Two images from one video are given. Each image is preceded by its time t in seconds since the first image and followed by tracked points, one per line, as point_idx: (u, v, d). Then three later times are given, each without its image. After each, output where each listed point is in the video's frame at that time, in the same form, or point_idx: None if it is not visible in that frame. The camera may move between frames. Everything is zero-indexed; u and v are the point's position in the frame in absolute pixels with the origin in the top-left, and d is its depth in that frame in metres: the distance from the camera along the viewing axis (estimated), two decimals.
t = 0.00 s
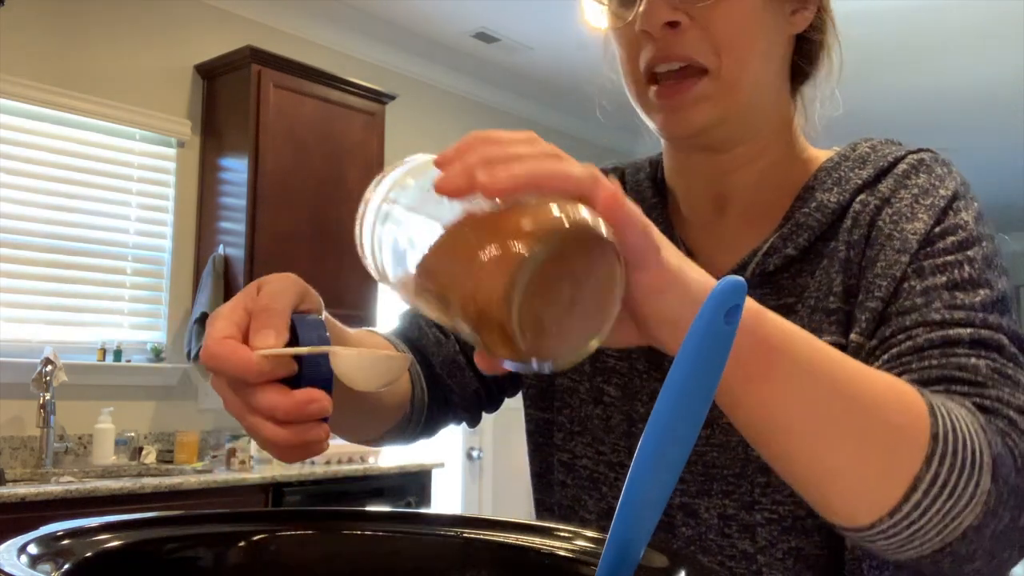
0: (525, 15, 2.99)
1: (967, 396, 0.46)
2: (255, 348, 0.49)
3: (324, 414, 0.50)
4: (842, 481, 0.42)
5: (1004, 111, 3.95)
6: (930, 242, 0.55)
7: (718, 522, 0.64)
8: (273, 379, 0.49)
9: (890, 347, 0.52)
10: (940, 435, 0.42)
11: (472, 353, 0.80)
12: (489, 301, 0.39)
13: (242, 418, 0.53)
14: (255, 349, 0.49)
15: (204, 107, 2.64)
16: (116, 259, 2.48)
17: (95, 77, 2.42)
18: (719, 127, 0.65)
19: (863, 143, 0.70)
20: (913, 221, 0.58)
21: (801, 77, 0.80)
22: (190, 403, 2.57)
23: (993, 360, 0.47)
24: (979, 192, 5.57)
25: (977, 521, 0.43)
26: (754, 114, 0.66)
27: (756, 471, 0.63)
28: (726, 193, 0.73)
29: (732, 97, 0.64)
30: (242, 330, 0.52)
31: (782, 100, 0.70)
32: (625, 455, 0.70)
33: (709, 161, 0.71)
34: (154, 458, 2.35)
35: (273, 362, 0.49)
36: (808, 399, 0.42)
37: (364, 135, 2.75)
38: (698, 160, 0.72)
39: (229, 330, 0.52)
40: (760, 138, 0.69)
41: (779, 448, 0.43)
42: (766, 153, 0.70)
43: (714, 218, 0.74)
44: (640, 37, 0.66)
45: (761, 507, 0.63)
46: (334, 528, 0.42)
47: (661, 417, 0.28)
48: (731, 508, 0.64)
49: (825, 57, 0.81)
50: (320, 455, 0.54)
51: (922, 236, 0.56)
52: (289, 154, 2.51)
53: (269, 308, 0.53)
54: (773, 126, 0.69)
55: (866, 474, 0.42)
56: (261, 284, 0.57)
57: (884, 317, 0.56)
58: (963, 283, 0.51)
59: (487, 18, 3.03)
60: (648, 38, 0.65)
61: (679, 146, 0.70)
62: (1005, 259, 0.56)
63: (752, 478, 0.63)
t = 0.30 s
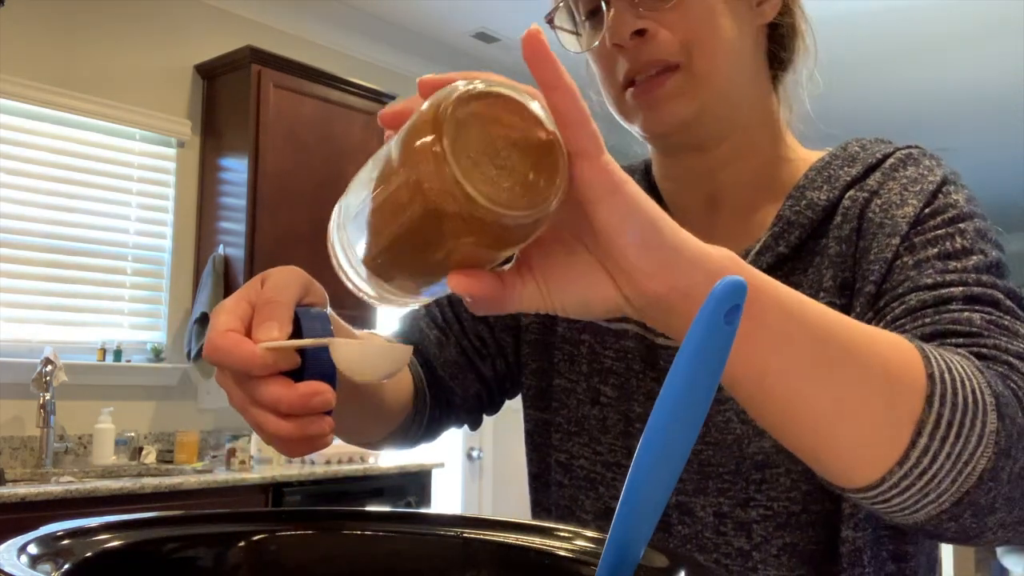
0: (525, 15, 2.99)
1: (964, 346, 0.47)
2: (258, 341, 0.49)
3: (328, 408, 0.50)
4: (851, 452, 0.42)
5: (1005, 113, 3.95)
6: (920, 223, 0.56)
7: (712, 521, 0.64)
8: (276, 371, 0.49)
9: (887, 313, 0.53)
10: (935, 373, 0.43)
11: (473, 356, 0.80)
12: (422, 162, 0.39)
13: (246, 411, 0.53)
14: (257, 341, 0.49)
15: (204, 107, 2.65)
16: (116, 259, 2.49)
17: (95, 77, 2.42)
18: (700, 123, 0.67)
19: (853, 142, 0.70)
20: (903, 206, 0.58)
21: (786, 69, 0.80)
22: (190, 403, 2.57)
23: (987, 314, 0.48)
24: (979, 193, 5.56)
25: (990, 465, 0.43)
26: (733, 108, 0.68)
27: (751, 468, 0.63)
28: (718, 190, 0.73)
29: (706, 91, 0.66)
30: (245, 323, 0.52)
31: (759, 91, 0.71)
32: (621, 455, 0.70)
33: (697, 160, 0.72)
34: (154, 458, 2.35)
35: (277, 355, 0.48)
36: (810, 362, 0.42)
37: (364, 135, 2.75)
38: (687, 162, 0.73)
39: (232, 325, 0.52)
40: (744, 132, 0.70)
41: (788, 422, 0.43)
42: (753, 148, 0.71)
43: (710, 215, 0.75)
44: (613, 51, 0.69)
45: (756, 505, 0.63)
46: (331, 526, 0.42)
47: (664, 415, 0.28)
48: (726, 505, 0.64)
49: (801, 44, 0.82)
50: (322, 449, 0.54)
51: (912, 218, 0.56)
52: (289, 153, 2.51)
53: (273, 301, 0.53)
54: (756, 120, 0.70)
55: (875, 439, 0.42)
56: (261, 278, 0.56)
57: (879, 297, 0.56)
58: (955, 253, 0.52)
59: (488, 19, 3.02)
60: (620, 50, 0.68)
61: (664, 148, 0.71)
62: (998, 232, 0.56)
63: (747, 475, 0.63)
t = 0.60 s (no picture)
0: (525, 15, 2.99)
1: (957, 348, 0.47)
2: (256, 349, 0.49)
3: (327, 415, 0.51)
4: (848, 450, 0.42)
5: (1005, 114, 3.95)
6: (912, 223, 0.56)
7: (707, 521, 0.64)
8: (275, 380, 0.50)
9: (880, 314, 0.53)
10: (931, 384, 0.43)
11: (469, 359, 0.80)
12: (405, 206, 0.38)
13: (244, 418, 0.53)
14: (256, 351, 0.49)
15: (204, 106, 2.64)
16: (116, 259, 2.49)
17: (95, 77, 2.42)
18: (687, 123, 0.67)
19: (844, 142, 0.70)
20: (896, 206, 0.58)
21: (775, 68, 0.81)
22: (189, 403, 2.57)
23: (981, 315, 0.48)
24: (979, 194, 5.57)
25: (985, 467, 0.43)
26: (721, 108, 0.68)
27: (745, 468, 0.63)
28: (708, 191, 0.73)
29: (692, 91, 0.66)
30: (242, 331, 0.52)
31: (750, 91, 0.71)
32: (616, 457, 0.70)
33: (687, 161, 0.72)
34: (154, 458, 2.35)
35: (274, 362, 0.49)
36: (804, 372, 0.42)
37: (364, 135, 2.75)
38: (676, 164, 0.73)
39: (229, 333, 0.52)
40: (732, 134, 0.70)
41: (781, 427, 0.43)
42: (741, 150, 0.71)
43: (700, 217, 0.75)
44: (601, 54, 0.70)
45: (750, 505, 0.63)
46: (331, 525, 0.42)
47: (662, 420, 0.28)
48: (720, 506, 0.64)
49: (788, 41, 0.82)
50: (323, 455, 0.54)
51: (904, 218, 0.56)
52: (289, 154, 2.51)
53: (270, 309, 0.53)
54: (745, 122, 0.70)
55: (871, 446, 0.42)
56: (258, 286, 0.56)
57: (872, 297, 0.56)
58: (948, 254, 0.52)
59: (488, 19, 3.02)
60: (608, 53, 0.69)
61: (653, 150, 0.71)
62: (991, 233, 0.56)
63: (741, 475, 0.63)
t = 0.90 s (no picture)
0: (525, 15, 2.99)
1: (950, 341, 0.47)
2: (251, 357, 0.49)
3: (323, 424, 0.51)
4: (845, 446, 0.42)
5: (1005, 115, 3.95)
6: (907, 219, 0.56)
7: (703, 519, 0.64)
8: (271, 388, 0.49)
9: (873, 309, 0.53)
10: (925, 377, 0.42)
11: (465, 359, 0.80)
12: (393, 198, 0.38)
13: (240, 424, 0.53)
14: (251, 358, 0.48)
15: (204, 107, 2.64)
16: (116, 259, 2.49)
17: (96, 77, 2.42)
18: (686, 124, 0.67)
19: (839, 140, 0.70)
20: (890, 203, 0.58)
21: (772, 70, 0.81)
22: (190, 403, 2.57)
23: (973, 308, 0.48)
24: (979, 195, 5.57)
25: (981, 463, 0.43)
26: (719, 109, 0.68)
27: (740, 467, 0.63)
28: (706, 191, 0.73)
29: (691, 91, 0.66)
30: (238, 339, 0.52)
31: (747, 91, 0.71)
32: (612, 456, 0.70)
33: (684, 161, 0.72)
34: (154, 458, 2.35)
35: (271, 371, 0.48)
36: (802, 370, 0.42)
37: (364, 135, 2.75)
38: (673, 164, 0.73)
39: (225, 340, 0.52)
40: (732, 134, 0.70)
41: (780, 425, 0.43)
42: (739, 150, 0.71)
43: (696, 217, 0.75)
44: (600, 52, 0.70)
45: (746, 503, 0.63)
46: (330, 526, 0.42)
47: (661, 420, 0.28)
48: (716, 504, 0.64)
49: (786, 43, 0.82)
50: (317, 462, 0.55)
51: (899, 215, 0.56)
52: (289, 154, 2.51)
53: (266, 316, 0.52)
54: (744, 121, 0.70)
55: (869, 443, 0.42)
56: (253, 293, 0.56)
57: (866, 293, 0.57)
58: (941, 248, 0.52)
59: (488, 19, 3.02)
60: (607, 51, 0.69)
61: (651, 149, 0.71)
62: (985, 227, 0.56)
63: (736, 473, 0.63)
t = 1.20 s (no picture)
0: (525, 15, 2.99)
1: (948, 337, 0.47)
2: (253, 359, 0.49)
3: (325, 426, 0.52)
4: (843, 443, 0.42)
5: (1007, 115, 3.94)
6: (902, 216, 0.56)
7: (699, 519, 0.64)
8: (272, 390, 0.50)
9: (871, 308, 0.53)
10: (922, 373, 0.42)
11: (466, 362, 0.80)
12: (385, 211, 0.37)
13: (241, 427, 0.53)
14: (252, 361, 0.49)
15: (204, 107, 2.64)
16: (116, 259, 2.49)
17: (95, 77, 2.42)
18: (681, 123, 0.67)
19: (834, 138, 0.71)
20: (887, 200, 0.58)
21: (770, 68, 0.81)
22: (190, 403, 2.57)
23: (971, 304, 0.48)
24: (979, 195, 5.57)
25: (981, 462, 0.43)
26: (715, 108, 0.68)
27: (736, 466, 0.63)
28: (701, 190, 0.73)
29: (685, 89, 0.66)
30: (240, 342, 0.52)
31: (744, 90, 0.71)
32: (609, 455, 0.70)
33: (680, 161, 0.72)
34: (154, 458, 2.35)
35: (271, 373, 0.49)
36: (800, 366, 0.42)
37: (364, 135, 2.75)
38: (669, 163, 0.73)
39: (226, 343, 0.51)
40: (728, 133, 0.70)
41: (779, 424, 0.43)
42: (736, 149, 0.71)
43: (692, 216, 0.75)
44: (596, 49, 0.71)
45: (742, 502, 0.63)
46: (329, 525, 0.42)
47: (660, 422, 0.28)
48: (712, 503, 0.64)
49: (783, 43, 0.82)
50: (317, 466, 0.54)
51: (896, 213, 0.56)
52: (289, 153, 2.51)
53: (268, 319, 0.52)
54: (741, 120, 0.70)
55: (868, 440, 0.42)
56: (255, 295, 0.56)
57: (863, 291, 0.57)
58: (938, 245, 0.52)
59: (488, 19, 3.02)
60: (603, 49, 0.69)
61: (647, 148, 0.71)
62: (982, 223, 0.56)
63: (733, 472, 0.63)
